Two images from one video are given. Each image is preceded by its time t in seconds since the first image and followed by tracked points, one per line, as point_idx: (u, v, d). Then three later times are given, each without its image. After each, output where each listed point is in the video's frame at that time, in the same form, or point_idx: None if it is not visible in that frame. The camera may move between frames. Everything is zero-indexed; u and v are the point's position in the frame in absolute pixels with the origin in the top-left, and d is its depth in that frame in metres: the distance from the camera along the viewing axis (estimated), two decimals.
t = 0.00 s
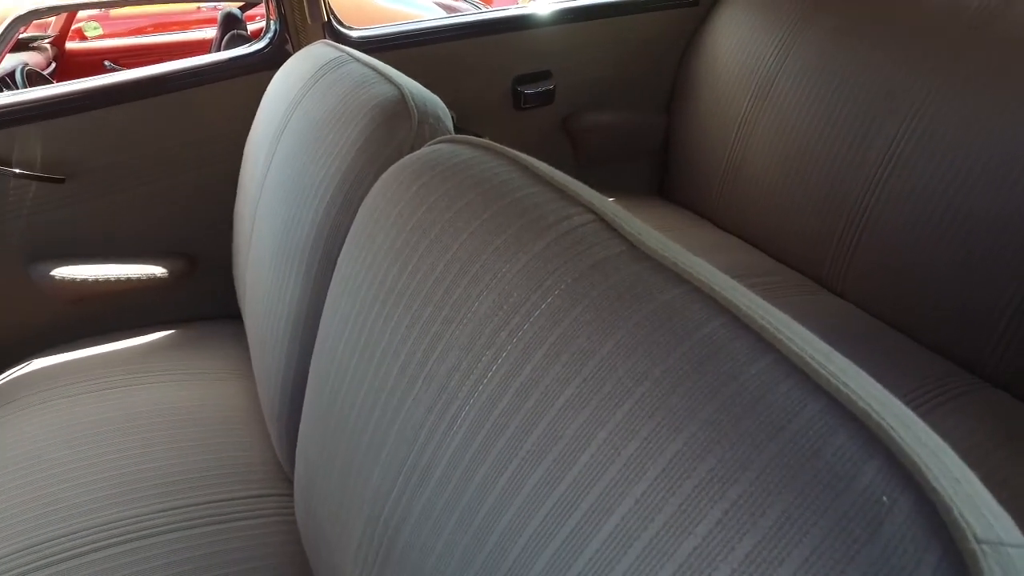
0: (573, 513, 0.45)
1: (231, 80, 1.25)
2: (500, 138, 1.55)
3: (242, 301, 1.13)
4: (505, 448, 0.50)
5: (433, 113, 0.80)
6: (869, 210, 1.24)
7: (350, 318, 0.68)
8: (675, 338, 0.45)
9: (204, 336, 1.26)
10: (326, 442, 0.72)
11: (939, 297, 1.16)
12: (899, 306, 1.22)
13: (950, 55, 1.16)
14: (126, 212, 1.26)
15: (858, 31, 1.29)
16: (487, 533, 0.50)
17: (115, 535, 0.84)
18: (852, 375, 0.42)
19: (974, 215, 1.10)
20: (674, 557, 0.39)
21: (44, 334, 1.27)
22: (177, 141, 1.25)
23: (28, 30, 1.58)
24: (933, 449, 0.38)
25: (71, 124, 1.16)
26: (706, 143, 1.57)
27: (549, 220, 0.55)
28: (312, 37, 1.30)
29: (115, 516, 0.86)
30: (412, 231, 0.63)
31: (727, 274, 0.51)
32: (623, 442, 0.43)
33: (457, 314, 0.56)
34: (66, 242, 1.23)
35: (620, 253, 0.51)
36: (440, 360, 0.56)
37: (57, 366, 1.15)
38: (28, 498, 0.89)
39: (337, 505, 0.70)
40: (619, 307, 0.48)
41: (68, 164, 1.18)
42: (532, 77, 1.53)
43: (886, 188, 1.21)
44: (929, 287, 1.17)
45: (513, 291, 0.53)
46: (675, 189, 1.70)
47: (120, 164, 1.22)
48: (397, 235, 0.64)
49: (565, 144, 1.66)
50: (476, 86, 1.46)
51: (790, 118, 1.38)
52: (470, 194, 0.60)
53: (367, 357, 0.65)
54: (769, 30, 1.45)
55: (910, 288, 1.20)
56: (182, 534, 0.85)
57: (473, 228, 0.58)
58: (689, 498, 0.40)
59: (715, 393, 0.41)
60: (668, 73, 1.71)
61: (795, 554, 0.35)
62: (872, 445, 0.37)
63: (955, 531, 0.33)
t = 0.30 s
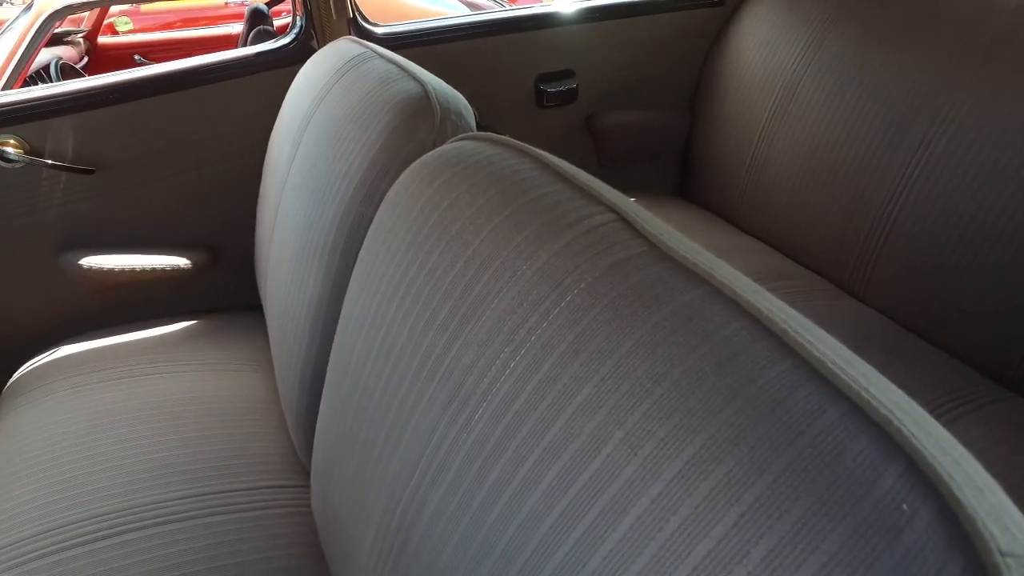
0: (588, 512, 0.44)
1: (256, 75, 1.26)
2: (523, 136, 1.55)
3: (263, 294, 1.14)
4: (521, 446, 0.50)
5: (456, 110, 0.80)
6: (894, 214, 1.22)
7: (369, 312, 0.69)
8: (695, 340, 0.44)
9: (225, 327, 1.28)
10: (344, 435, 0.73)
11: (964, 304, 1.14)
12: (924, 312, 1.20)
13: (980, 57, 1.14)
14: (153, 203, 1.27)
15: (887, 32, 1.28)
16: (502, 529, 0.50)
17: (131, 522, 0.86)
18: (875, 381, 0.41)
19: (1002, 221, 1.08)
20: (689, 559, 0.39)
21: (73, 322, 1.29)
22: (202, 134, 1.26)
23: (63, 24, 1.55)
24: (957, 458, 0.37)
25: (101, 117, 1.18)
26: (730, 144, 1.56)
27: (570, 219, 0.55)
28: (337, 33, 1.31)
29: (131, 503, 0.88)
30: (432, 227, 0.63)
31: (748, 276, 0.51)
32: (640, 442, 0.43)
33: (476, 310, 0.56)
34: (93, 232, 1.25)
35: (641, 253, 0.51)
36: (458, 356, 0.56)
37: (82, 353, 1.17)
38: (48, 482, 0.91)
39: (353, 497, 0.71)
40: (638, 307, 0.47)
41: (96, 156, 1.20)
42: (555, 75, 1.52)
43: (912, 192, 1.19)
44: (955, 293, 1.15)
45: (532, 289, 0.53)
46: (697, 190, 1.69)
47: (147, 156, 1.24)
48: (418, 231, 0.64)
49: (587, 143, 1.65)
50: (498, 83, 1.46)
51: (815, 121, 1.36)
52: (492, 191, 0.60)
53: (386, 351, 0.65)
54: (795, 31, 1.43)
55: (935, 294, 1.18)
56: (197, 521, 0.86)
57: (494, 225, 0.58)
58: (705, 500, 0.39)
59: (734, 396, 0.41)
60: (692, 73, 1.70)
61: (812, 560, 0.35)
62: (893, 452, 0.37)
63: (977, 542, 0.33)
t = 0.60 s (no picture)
0: (604, 512, 0.44)
1: (281, 70, 1.27)
2: (545, 136, 1.55)
3: (284, 287, 1.16)
4: (538, 444, 0.50)
5: (479, 107, 0.80)
6: (921, 220, 1.20)
7: (388, 307, 0.69)
8: (715, 342, 0.44)
9: (246, 319, 1.29)
10: (361, 428, 0.73)
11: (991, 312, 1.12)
12: (949, 319, 1.19)
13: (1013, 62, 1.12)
14: (178, 196, 1.29)
15: (917, 35, 1.26)
16: (517, 526, 0.50)
17: (150, 508, 0.87)
18: (898, 388, 0.41)
19: None
20: (704, 562, 0.39)
21: (100, 311, 1.31)
22: (227, 128, 1.27)
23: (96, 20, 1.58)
24: (982, 468, 0.36)
25: (130, 110, 1.20)
26: (753, 147, 1.55)
27: (592, 218, 0.55)
28: (362, 30, 1.31)
29: (152, 489, 0.89)
30: (453, 224, 0.63)
31: (770, 280, 0.50)
32: (657, 443, 0.43)
33: (496, 308, 0.56)
34: (120, 223, 1.27)
35: (662, 253, 0.51)
36: (477, 352, 0.56)
37: (108, 342, 1.19)
38: (71, 467, 0.92)
39: (369, 490, 0.71)
40: (658, 308, 0.47)
41: (124, 148, 1.22)
42: (578, 74, 1.52)
43: (940, 197, 1.18)
44: (981, 301, 1.13)
45: (552, 288, 0.53)
46: (719, 191, 1.68)
47: (173, 150, 1.25)
48: (439, 227, 0.64)
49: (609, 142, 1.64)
50: (522, 82, 1.46)
51: (841, 124, 1.35)
52: (514, 189, 0.60)
53: (404, 346, 0.65)
54: (823, 33, 1.41)
55: (961, 301, 1.16)
56: (215, 510, 0.87)
57: (515, 224, 0.58)
58: (723, 503, 0.39)
59: (754, 399, 0.41)
60: (717, 74, 1.69)
61: (830, 566, 0.35)
62: (916, 461, 0.36)
63: (1002, 555, 0.32)
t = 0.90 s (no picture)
0: (619, 513, 0.44)
1: (306, 66, 1.28)
2: (567, 135, 1.54)
3: (305, 282, 1.16)
4: (554, 443, 0.50)
5: (502, 106, 0.80)
6: (948, 226, 1.18)
7: (407, 304, 0.69)
8: (735, 345, 0.44)
9: (267, 312, 1.30)
10: (379, 423, 0.74)
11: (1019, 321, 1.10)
12: (975, 328, 1.17)
13: None
14: (203, 190, 1.30)
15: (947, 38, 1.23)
16: (532, 524, 0.50)
17: (167, 497, 0.88)
18: (922, 396, 0.40)
19: None
20: (720, 566, 0.38)
21: (125, 302, 1.33)
22: (251, 123, 1.28)
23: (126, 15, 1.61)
24: (1008, 480, 0.36)
25: (158, 104, 1.21)
26: (777, 150, 1.53)
27: (613, 218, 0.55)
28: (386, 27, 1.32)
29: (169, 478, 0.90)
30: (474, 222, 0.63)
31: (792, 283, 0.50)
32: (674, 445, 0.43)
33: (515, 306, 0.56)
34: (145, 216, 1.29)
35: (683, 255, 0.50)
36: (496, 350, 0.56)
37: (131, 331, 1.21)
38: (92, 453, 0.94)
39: (385, 484, 0.72)
40: (678, 310, 0.47)
41: (151, 142, 1.24)
42: (601, 74, 1.52)
43: (968, 204, 1.16)
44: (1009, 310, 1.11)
45: (572, 288, 0.53)
46: (741, 194, 1.67)
47: (199, 144, 1.27)
48: (460, 225, 0.64)
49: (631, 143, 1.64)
50: (545, 82, 1.46)
51: (867, 128, 1.33)
52: (535, 188, 0.60)
53: (422, 343, 0.66)
54: (851, 35, 1.39)
55: (988, 310, 1.14)
56: (231, 501, 0.88)
57: (535, 223, 0.58)
58: (740, 507, 0.39)
59: (773, 403, 0.40)
60: (741, 76, 1.67)
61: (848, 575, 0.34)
62: (939, 470, 0.36)
63: None
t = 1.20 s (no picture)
0: (634, 514, 0.44)
1: (330, 62, 1.28)
2: (590, 136, 1.54)
3: (325, 277, 1.17)
4: (570, 442, 0.49)
5: (524, 105, 0.80)
6: (976, 233, 1.16)
7: (427, 301, 0.70)
8: (756, 349, 0.43)
9: (287, 306, 1.31)
10: (396, 418, 0.74)
11: None
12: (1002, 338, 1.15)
13: None
14: (226, 184, 1.32)
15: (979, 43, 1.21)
16: (547, 523, 0.50)
17: (186, 485, 0.89)
18: (946, 406, 0.40)
19: None
20: (735, 570, 0.38)
21: (149, 292, 1.35)
22: (275, 118, 1.30)
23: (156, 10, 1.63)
24: None
25: (185, 98, 1.23)
26: (801, 153, 1.52)
27: (634, 219, 0.54)
28: (410, 24, 1.32)
29: (189, 467, 0.91)
30: (495, 220, 0.63)
31: (815, 288, 0.49)
32: (692, 448, 0.42)
33: (534, 305, 0.56)
34: (170, 208, 1.30)
35: (704, 257, 0.50)
36: (514, 348, 0.56)
37: (154, 322, 1.22)
38: (114, 440, 0.95)
39: (401, 479, 0.72)
40: (698, 312, 0.46)
41: (177, 136, 1.25)
42: (624, 74, 1.51)
43: (997, 211, 1.14)
44: None
45: (591, 288, 0.52)
46: (764, 197, 1.65)
47: (224, 138, 1.28)
48: (481, 223, 0.64)
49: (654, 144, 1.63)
50: (568, 81, 1.46)
51: (894, 133, 1.31)
52: (556, 187, 0.60)
53: (441, 340, 0.66)
54: (880, 38, 1.38)
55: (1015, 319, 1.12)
56: (249, 491, 0.89)
57: (556, 222, 0.58)
58: (756, 512, 0.39)
59: (793, 408, 0.40)
60: (767, 78, 1.66)
61: None
62: (963, 481, 0.35)
63: None
